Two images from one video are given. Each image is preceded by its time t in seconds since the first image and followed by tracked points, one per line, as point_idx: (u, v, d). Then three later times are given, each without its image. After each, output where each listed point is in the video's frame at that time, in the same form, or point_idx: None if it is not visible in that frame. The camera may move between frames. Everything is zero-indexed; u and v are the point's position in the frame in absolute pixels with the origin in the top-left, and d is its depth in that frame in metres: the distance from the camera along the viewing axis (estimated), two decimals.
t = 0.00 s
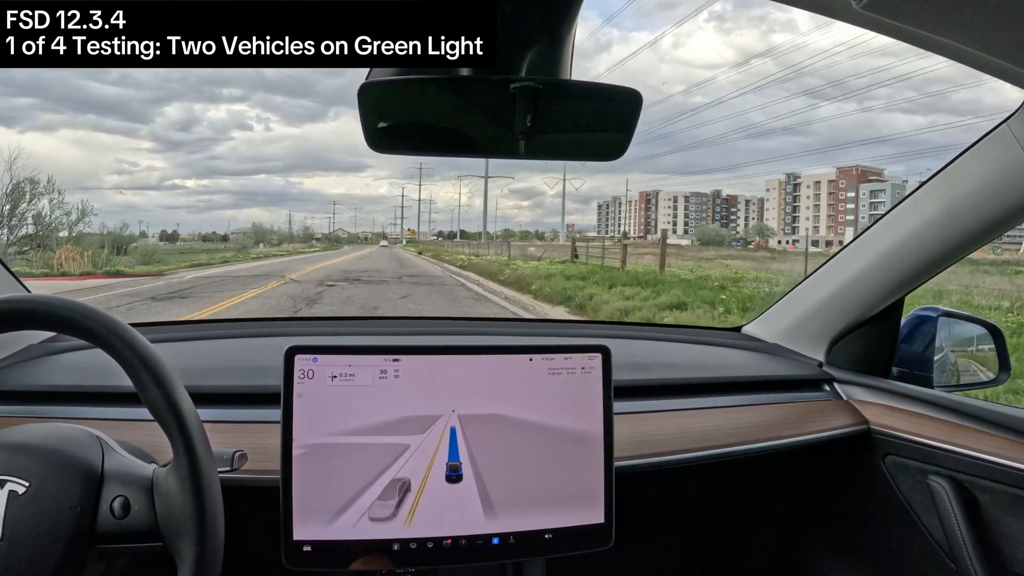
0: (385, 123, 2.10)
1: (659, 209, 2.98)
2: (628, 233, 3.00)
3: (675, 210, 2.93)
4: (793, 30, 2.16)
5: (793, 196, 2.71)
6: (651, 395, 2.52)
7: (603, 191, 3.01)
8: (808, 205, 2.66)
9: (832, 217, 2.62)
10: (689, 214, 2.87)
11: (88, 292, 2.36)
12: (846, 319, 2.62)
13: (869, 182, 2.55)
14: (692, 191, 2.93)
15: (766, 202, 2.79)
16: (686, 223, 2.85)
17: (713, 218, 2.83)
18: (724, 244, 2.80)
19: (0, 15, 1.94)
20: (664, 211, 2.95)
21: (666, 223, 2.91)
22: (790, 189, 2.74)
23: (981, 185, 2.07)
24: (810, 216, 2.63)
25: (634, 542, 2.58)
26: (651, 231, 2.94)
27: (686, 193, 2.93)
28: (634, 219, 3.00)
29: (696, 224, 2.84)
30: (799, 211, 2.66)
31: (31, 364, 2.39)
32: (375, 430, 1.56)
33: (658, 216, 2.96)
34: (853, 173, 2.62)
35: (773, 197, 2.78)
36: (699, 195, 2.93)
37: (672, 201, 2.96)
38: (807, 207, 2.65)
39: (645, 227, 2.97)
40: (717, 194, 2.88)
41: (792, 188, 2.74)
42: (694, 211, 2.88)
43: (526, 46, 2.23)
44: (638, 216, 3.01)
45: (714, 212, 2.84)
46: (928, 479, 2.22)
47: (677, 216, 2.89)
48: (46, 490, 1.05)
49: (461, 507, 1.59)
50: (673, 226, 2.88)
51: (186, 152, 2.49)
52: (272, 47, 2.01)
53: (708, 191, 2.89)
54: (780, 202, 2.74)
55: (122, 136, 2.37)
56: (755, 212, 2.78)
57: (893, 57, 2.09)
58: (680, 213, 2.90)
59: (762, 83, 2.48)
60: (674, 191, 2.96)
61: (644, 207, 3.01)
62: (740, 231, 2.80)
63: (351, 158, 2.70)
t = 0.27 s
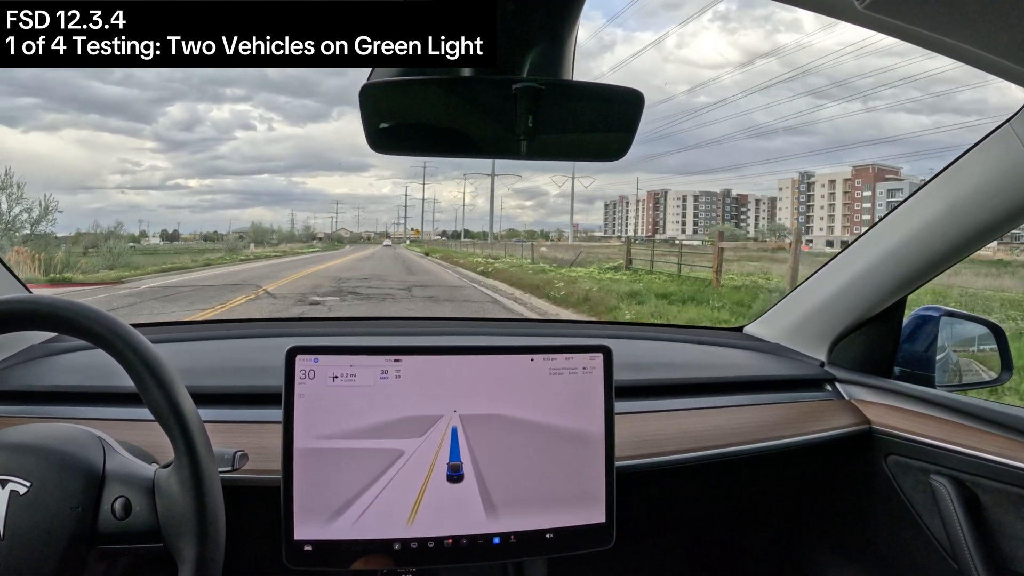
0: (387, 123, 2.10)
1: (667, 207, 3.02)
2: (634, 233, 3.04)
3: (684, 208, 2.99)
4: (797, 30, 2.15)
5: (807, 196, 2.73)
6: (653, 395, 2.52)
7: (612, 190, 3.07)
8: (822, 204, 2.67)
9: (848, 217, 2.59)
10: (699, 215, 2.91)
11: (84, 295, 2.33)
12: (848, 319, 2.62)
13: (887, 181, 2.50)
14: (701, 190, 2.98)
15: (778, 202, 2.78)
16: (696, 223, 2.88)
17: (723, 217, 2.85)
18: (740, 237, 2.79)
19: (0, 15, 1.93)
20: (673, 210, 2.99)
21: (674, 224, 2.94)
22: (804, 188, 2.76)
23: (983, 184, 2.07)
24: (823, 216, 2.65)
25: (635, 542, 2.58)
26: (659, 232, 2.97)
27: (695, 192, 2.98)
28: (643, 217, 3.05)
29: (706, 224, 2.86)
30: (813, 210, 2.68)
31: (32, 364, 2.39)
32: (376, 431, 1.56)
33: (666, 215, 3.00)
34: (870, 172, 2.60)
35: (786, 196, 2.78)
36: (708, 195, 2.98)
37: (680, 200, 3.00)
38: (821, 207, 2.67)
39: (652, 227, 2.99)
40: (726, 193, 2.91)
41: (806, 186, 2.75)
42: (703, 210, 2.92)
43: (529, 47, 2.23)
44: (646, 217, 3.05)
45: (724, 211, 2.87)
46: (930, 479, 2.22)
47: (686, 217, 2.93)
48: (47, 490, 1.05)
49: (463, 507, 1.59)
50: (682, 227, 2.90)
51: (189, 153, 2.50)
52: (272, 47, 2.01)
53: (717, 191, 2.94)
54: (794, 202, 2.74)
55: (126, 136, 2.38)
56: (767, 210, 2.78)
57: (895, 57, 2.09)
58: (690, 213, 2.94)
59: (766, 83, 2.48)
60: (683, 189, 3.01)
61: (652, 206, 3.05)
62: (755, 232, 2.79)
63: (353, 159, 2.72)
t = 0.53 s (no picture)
0: (389, 122, 2.10)
1: (675, 207, 2.98)
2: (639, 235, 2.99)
3: (693, 208, 2.94)
4: (801, 30, 2.14)
5: (820, 195, 2.69)
6: (655, 395, 2.52)
7: (617, 191, 3.02)
8: (836, 204, 2.64)
9: (864, 217, 2.54)
10: (708, 215, 2.88)
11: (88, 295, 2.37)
12: (850, 318, 2.62)
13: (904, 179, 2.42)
14: (711, 190, 2.96)
15: (791, 202, 2.75)
16: (705, 223, 2.86)
17: (732, 217, 2.82)
18: (753, 245, 2.78)
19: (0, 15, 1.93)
20: (681, 210, 2.95)
21: (683, 224, 2.90)
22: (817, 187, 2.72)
23: (985, 183, 2.07)
24: (838, 216, 2.62)
25: (637, 541, 2.58)
26: (667, 233, 2.92)
27: (703, 193, 2.96)
28: (651, 218, 3.02)
29: (715, 225, 2.83)
30: (827, 210, 2.65)
31: (34, 364, 2.39)
32: (378, 431, 1.56)
33: (675, 214, 2.96)
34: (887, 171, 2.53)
35: (799, 196, 2.74)
36: (717, 194, 2.96)
37: (689, 200, 2.96)
38: (836, 207, 2.63)
39: (660, 228, 2.95)
40: (736, 194, 2.89)
41: (819, 186, 2.71)
42: (711, 211, 2.89)
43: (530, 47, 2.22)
44: (654, 219, 3.01)
45: (732, 211, 2.84)
46: (932, 478, 2.21)
47: (695, 217, 2.90)
48: (49, 491, 1.05)
49: (465, 508, 1.58)
50: (691, 227, 2.87)
51: (191, 153, 2.50)
52: (272, 47, 2.01)
53: (726, 192, 2.92)
54: (807, 202, 2.71)
55: (130, 136, 2.38)
56: (778, 211, 2.74)
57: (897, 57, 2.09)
58: (699, 213, 2.91)
59: (769, 84, 2.47)
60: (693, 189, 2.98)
61: (659, 206, 3.03)
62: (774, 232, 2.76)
63: (356, 158, 2.68)
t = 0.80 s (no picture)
0: (391, 123, 2.11)
1: (683, 205, 3.04)
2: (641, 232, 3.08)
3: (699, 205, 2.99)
4: (805, 29, 2.15)
5: (832, 192, 2.68)
6: (656, 394, 2.51)
7: (622, 191, 3.04)
8: (849, 200, 2.62)
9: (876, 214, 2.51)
10: (716, 213, 2.90)
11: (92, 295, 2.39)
12: (851, 318, 2.62)
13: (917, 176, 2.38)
14: (719, 187, 2.95)
15: (802, 199, 2.73)
16: (712, 221, 2.89)
17: (741, 215, 2.84)
18: (764, 245, 2.78)
19: None
20: (688, 207, 3.01)
21: (690, 222, 2.95)
22: (830, 184, 2.70)
23: (986, 184, 2.07)
24: (850, 213, 2.59)
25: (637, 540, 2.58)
26: (674, 231, 2.97)
27: (711, 190, 2.97)
28: (659, 215, 3.09)
29: (724, 224, 2.84)
30: (839, 206, 2.63)
31: (34, 364, 2.38)
32: (380, 431, 1.56)
33: (682, 213, 3.03)
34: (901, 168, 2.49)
35: (810, 193, 2.72)
36: (726, 192, 2.96)
37: (697, 197, 3.00)
38: (848, 204, 2.61)
39: (667, 225, 3.01)
40: (745, 190, 2.89)
41: (832, 182, 2.70)
42: (720, 208, 2.90)
43: (533, 46, 2.21)
44: (662, 213, 3.08)
45: (741, 209, 2.85)
46: (932, 478, 2.21)
47: (703, 213, 2.94)
48: (51, 491, 1.05)
49: (467, 507, 1.58)
50: (699, 225, 2.92)
51: (194, 153, 2.50)
52: (272, 47, 2.01)
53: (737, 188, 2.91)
54: (817, 198, 2.69)
55: (131, 136, 2.36)
56: (786, 209, 2.75)
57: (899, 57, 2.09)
58: (707, 210, 2.94)
59: (772, 84, 2.47)
60: (700, 187, 3.01)
61: (667, 203, 3.08)
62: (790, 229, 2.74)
63: (359, 158, 2.65)
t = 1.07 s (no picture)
0: (394, 126, 2.12)
1: (690, 206, 2.94)
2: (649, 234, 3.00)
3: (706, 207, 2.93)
4: (807, 30, 2.15)
5: (845, 191, 2.63)
6: (658, 395, 2.52)
7: (624, 190, 3.09)
8: (862, 199, 2.58)
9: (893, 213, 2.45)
10: (725, 213, 2.86)
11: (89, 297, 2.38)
12: (854, 318, 2.62)
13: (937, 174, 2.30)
14: (726, 188, 2.95)
15: (814, 199, 2.67)
16: (720, 222, 2.83)
17: (749, 217, 2.76)
18: (779, 246, 2.70)
19: None
20: (695, 209, 2.93)
21: (698, 223, 2.88)
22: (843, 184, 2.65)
23: (989, 184, 2.07)
24: (865, 212, 2.55)
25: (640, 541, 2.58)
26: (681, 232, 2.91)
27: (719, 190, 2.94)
28: (665, 215, 3.01)
29: (732, 226, 2.78)
30: (852, 205, 2.59)
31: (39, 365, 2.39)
32: (383, 432, 1.57)
33: (689, 215, 2.93)
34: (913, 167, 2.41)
35: (823, 193, 2.67)
36: (735, 192, 2.92)
37: (705, 198, 2.95)
38: (862, 203, 2.57)
39: (674, 228, 2.93)
40: (755, 190, 2.83)
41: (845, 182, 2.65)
42: (728, 209, 2.86)
43: (536, 48, 2.20)
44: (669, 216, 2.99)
45: (749, 210, 2.78)
46: (935, 478, 2.21)
47: (710, 215, 2.89)
48: (57, 492, 1.06)
49: (470, 508, 1.59)
50: (706, 226, 2.85)
51: (197, 152, 2.52)
52: (272, 46, 2.02)
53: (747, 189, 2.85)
54: (830, 198, 2.63)
55: (136, 135, 2.38)
56: (795, 210, 2.66)
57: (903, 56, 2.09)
58: (714, 212, 2.90)
59: (775, 84, 2.46)
60: (708, 187, 2.97)
61: (673, 204, 2.99)
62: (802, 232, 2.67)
63: (360, 157, 2.70)
